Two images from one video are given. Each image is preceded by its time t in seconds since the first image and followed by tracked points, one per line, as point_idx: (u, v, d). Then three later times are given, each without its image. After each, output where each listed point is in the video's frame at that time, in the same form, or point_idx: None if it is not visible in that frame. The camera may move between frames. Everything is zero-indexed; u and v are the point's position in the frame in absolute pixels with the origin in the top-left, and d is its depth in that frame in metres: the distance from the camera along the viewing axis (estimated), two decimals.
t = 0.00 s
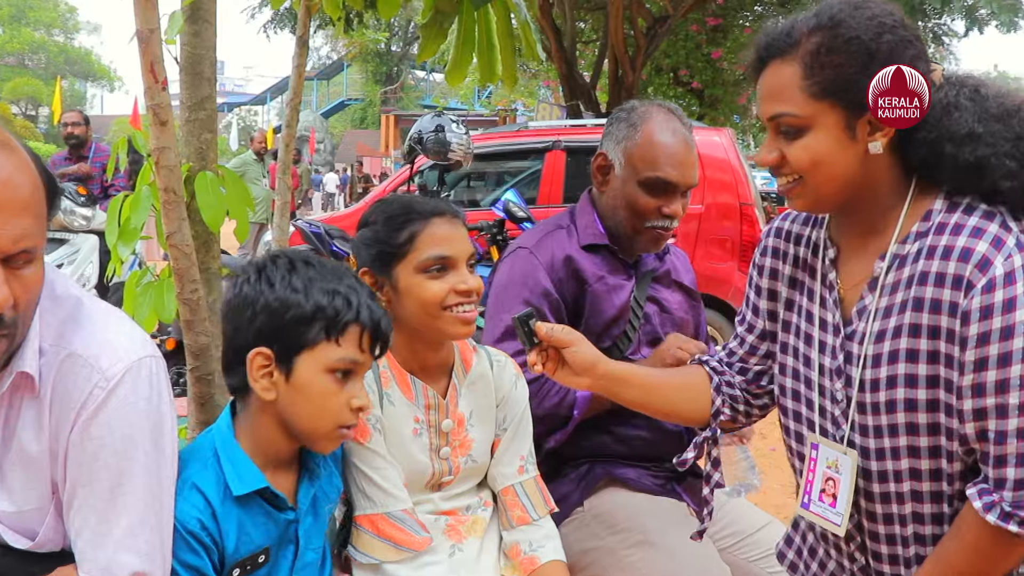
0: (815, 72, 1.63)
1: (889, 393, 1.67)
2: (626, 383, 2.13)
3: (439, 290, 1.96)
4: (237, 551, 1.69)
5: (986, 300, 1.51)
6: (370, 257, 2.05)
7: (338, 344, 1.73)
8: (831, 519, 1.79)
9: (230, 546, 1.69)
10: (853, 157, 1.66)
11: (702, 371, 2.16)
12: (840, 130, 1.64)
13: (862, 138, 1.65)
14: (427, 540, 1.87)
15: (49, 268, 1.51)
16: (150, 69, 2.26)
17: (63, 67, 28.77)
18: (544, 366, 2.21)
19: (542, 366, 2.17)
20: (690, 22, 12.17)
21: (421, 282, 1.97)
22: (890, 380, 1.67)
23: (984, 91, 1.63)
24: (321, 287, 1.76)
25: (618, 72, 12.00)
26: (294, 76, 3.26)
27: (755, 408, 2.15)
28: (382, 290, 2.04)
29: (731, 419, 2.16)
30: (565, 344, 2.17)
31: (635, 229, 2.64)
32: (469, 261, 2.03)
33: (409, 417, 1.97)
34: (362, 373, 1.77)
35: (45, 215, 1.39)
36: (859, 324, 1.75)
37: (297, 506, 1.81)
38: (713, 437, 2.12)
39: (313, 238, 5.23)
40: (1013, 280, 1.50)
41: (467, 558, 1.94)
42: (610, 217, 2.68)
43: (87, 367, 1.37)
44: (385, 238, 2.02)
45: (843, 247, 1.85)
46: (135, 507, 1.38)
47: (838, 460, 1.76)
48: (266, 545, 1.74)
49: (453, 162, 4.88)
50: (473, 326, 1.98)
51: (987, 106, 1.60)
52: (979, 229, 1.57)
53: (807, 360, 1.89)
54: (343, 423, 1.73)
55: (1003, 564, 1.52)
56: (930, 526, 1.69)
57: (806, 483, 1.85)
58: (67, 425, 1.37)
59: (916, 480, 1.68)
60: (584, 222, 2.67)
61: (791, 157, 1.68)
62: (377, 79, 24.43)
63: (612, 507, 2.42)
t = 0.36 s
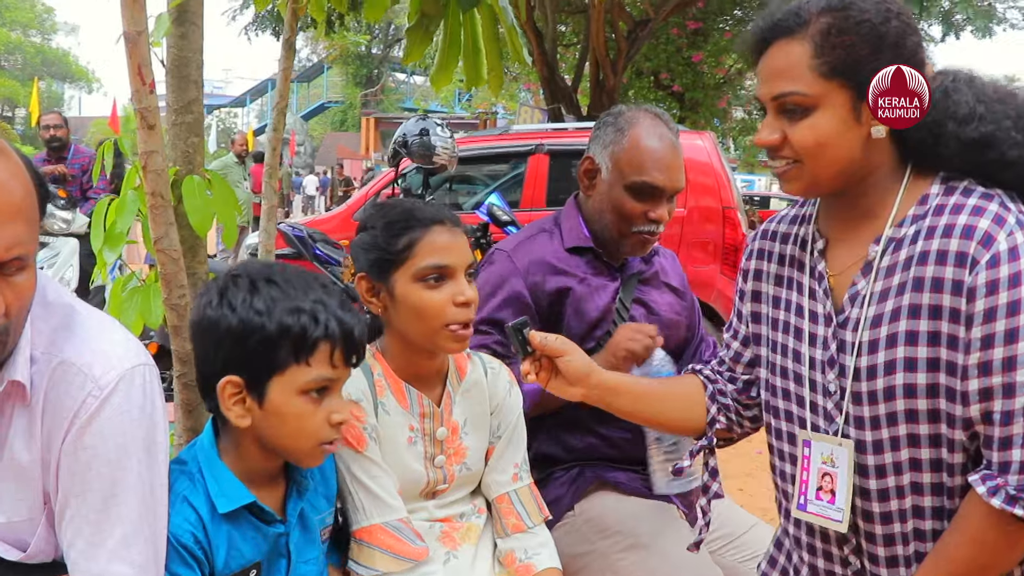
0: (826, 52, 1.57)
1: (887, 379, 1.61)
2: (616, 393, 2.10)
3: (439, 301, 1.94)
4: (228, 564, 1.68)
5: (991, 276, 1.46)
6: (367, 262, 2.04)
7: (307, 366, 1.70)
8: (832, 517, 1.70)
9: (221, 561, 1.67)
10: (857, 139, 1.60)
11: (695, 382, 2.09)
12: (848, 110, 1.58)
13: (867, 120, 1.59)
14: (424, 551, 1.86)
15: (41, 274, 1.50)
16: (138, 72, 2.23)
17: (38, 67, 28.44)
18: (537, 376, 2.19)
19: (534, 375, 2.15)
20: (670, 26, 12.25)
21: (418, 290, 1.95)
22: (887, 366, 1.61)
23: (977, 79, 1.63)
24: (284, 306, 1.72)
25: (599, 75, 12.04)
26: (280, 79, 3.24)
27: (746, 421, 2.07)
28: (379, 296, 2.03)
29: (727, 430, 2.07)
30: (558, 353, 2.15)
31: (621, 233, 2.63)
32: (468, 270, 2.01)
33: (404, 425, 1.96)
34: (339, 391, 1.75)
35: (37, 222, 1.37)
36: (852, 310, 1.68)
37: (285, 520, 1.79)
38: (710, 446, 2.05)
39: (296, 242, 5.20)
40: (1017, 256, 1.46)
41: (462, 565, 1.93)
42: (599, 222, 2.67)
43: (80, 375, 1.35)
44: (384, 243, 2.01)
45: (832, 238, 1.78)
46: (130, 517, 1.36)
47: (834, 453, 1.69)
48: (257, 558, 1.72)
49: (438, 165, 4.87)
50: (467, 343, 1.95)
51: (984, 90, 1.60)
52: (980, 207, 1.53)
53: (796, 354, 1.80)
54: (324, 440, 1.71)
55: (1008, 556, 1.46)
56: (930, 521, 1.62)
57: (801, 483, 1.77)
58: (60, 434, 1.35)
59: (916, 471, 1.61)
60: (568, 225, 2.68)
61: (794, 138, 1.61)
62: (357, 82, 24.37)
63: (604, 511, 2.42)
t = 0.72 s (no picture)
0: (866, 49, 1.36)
1: (905, 413, 1.39)
2: (621, 420, 1.85)
3: (443, 309, 1.95)
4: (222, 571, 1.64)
5: None
6: (372, 268, 2.05)
7: (278, 375, 1.66)
8: (842, 557, 1.47)
9: (216, 567, 1.64)
10: (900, 145, 1.38)
11: (702, 403, 1.83)
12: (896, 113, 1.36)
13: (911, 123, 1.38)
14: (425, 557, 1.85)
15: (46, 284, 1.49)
16: (134, 79, 2.23)
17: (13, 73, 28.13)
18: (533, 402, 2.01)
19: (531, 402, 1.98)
20: (650, 34, 12.32)
21: (423, 298, 1.97)
22: (908, 399, 1.39)
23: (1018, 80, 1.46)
24: (248, 317, 1.68)
25: (580, 82, 12.08)
26: (270, 87, 3.23)
27: (754, 447, 1.83)
28: (383, 303, 2.04)
29: (735, 455, 1.84)
30: (556, 378, 1.95)
31: (614, 241, 2.63)
32: (471, 279, 2.02)
33: (404, 432, 1.96)
34: (313, 393, 1.71)
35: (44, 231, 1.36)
36: (868, 333, 1.46)
37: (276, 525, 1.75)
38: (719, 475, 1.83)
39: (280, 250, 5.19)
40: None
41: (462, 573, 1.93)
42: (590, 230, 2.67)
43: (87, 385, 1.34)
44: (389, 250, 2.03)
45: (849, 252, 1.56)
46: (137, 529, 1.35)
47: (841, 486, 1.47)
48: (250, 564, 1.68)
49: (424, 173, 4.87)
50: (470, 348, 1.96)
51: None
52: None
53: (802, 377, 1.56)
54: (303, 443, 1.68)
55: None
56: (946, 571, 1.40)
57: (807, 517, 1.55)
58: (67, 445, 1.34)
59: (933, 516, 1.39)
60: (557, 232, 2.68)
61: (830, 146, 1.38)
62: (336, 89, 24.31)
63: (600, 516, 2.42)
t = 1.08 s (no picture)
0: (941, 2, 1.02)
1: (999, 458, 1.06)
2: (620, 455, 1.51)
3: (448, 310, 1.99)
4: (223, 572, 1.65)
5: None
6: (376, 270, 2.09)
7: (268, 374, 1.67)
8: None
9: (216, 568, 1.64)
10: (990, 131, 1.04)
11: (715, 431, 1.51)
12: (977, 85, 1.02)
13: (1002, 100, 1.04)
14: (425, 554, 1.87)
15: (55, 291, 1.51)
16: (127, 86, 2.23)
17: None
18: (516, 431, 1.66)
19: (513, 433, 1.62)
20: (622, 38, 12.40)
21: (428, 301, 2.00)
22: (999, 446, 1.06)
23: None
24: (236, 320, 1.70)
25: (553, 86, 12.14)
26: (256, 93, 3.25)
27: (779, 485, 1.49)
28: (386, 305, 2.06)
29: (757, 496, 1.50)
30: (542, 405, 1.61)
31: (608, 246, 2.68)
32: (473, 282, 2.07)
33: (402, 433, 1.98)
34: (307, 392, 1.73)
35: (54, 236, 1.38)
36: (945, 357, 1.12)
37: (275, 529, 1.75)
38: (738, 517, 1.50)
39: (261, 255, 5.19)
40: None
41: (460, 570, 1.97)
42: (583, 236, 2.71)
43: (98, 388, 1.36)
44: (394, 253, 2.06)
45: (916, 253, 1.22)
46: (149, 530, 1.37)
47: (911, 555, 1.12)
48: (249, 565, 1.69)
49: (404, 178, 4.89)
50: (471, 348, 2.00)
51: None
52: None
53: (847, 408, 1.23)
54: (300, 441, 1.67)
55: None
56: None
57: None
58: (78, 448, 1.36)
59: None
60: (550, 238, 2.72)
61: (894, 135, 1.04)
62: (308, 93, 24.20)
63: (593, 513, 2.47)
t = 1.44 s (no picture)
0: None
1: None
2: (600, 485, 1.53)
3: (476, 317, 2.09)
4: (258, 565, 1.72)
5: None
6: (408, 276, 2.18)
7: (312, 390, 1.76)
8: None
9: (251, 560, 1.72)
10: (993, 128, 1.12)
11: (706, 458, 1.56)
12: (972, 82, 1.11)
13: (1003, 97, 1.12)
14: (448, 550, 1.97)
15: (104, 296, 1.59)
16: (154, 95, 2.32)
17: None
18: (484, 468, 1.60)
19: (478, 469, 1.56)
20: (615, 45, 12.53)
21: (457, 307, 2.09)
22: None
23: None
24: (282, 335, 1.78)
25: (546, 93, 12.24)
26: (269, 102, 3.33)
27: (775, 515, 1.55)
28: (416, 310, 2.15)
29: (748, 528, 1.55)
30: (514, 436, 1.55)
31: (621, 256, 2.79)
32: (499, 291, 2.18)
33: (427, 433, 2.07)
34: (347, 405, 1.82)
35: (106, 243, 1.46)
36: (969, 377, 1.20)
37: (306, 527, 1.82)
38: (727, 551, 1.52)
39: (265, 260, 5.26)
40: None
41: (477, 564, 2.05)
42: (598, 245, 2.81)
43: (146, 386, 1.44)
44: (426, 260, 2.16)
45: (935, 266, 1.32)
46: (193, 520, 1.46)
47: None
48: (281, 559, 1.75)
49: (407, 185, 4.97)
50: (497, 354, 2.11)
51: None
52: None
53: (869, 430, 1.31)
54: (339, 452, 1.78)
55: None
56: None
57: None
58: (128, 441, 1.43)
59: None
60: (562, 246, 2.81)
61: (891, 137, 1.15)
62: (300, 97, 24.27)
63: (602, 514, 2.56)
